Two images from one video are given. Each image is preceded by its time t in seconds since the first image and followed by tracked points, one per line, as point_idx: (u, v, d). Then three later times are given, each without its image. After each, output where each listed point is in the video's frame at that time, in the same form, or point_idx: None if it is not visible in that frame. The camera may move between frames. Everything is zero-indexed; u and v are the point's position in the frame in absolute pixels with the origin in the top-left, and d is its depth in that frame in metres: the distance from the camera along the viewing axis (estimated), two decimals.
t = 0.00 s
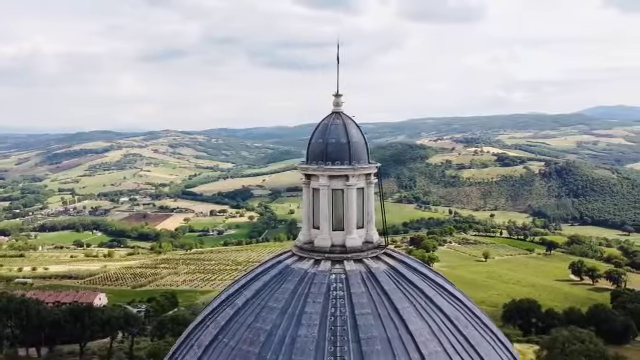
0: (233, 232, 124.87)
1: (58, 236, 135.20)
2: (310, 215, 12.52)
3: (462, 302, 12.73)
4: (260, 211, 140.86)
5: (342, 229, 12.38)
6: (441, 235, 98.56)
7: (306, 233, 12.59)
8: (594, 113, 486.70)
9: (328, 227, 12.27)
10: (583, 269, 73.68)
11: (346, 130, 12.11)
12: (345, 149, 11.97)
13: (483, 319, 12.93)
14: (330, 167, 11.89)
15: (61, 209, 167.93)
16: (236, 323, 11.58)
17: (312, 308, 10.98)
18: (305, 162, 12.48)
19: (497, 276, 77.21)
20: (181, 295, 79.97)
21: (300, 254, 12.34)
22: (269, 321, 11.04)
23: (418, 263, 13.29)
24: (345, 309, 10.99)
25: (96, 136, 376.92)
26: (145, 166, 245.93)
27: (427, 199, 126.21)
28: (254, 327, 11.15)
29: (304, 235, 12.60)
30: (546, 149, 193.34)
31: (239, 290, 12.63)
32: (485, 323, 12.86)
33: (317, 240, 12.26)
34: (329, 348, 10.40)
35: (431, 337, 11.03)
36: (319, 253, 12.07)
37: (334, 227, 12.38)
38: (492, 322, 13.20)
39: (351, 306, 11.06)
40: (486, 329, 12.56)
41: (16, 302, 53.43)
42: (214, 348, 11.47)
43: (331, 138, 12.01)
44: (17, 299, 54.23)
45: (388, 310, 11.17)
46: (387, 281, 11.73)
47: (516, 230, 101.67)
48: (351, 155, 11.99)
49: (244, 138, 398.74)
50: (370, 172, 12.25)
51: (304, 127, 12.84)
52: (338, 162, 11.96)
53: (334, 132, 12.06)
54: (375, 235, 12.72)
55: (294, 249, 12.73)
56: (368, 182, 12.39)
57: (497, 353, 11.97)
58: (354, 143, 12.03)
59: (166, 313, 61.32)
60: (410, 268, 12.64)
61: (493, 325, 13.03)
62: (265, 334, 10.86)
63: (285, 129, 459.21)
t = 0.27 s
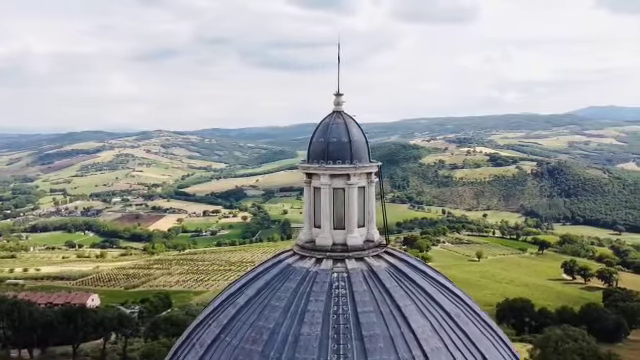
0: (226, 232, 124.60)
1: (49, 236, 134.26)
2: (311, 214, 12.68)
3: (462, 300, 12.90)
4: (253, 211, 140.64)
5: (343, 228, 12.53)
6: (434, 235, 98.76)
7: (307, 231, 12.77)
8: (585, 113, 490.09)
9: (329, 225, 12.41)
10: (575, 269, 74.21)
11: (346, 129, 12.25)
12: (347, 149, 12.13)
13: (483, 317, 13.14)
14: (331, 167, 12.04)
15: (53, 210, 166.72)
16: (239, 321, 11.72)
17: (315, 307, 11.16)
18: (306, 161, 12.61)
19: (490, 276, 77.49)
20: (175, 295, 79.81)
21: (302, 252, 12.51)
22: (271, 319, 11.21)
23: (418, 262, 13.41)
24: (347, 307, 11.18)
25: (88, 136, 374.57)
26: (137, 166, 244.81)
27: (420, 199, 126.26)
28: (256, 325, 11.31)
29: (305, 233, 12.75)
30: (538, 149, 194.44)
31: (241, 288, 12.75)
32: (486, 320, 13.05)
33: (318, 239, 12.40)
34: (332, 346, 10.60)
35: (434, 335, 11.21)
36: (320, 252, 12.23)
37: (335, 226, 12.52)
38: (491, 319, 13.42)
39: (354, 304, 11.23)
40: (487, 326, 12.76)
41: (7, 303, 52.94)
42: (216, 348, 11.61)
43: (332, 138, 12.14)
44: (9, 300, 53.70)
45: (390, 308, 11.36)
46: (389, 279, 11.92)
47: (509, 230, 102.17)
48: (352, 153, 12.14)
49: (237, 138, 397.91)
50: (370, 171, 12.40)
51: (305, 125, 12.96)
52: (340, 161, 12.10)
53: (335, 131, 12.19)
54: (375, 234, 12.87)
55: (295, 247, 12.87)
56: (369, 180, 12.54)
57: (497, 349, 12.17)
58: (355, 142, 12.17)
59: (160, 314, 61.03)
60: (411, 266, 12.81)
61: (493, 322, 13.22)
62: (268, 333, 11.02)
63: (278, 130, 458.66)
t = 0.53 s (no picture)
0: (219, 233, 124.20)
1: (40, 238, 133.13)
2: (312, 213, 12.71)
3: (461, 298, 13.02)
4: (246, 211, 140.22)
5: (344, 227, 12.58)
6: (427, 235, 98.80)
7: (308, 231, 12.80)
8: (576, 113, 493.42)
9: (330, 225, 12.45)
10: (568, 268, 74.68)
11: (347, 128, 12.30)
12: (347, 148, 12.16)
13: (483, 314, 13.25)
14: (332, 166, 12.08)
15: (44, 210, 165.38)
16: (241, 321, 11.73)
17: (317, 306, 11.20)
18: (306, 161, 12.63)
19: (483, 275, 77.75)
20: (168, 296, 79.46)
21: (302, 251, 12.55)
22: (273, 319, 11.22)
23: (417, 261, 13.48)
24: (349, 306, 11.22)
25: (79, 137, 372.08)
26: (130, 166, 243.49)
27: (414, 199, 126.35)
28: (258, 324, 11.32)
29: (306, 232, 12.79)
30: (530, 149, 195.51)
31: (241, 287, 12.76)
32: (486, 318, 13.15)
33: (319, 238, 12.45)
34: (335, 345, 10.64)
35: (434, 332, 11.31)
36: (321, 251, 12.26)
37: (335, 225, 12.57)
38: (490, 317, 13.51)
39: (355, 303, 11.27)
40: (487, 324, 12.87)
41: None
42: (218, 347, 11.60)
43: (333, 137, 12.16)
44: None
45: (391, 306, 11.43)
46: (390, 278, 11.98)
47: (502, 230, 102.63)
48: (353, 153, 12.18)
49: (230, 138, 397.01)
50: (371, 170, 12.46)
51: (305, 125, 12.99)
52: (340, 161, 12.15)
53: (335, 130, 12.22)
54: (375, 233, 12.92)
55: (295, 246, 12.91)
56: (369, 179, 12.58)
57: (497, 348, 12.28)
58: (355, 141, 12.21)
59: (153, 315, 60.67)
60: (411, 265, 12.89)
61: (493, 320, 13.34)
62: (270, 332, 11.04)
63: (271, 129, 458.00)
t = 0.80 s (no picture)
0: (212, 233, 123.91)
1: (32, 238, 132.11)
2: (312, 213, 12.72)
3: (460, 297, 13.08)
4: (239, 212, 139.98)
5: (343, 227, 12.62)
6: (420, 234, 98.96)
7: (308, 230, 12.81)
8: (568, 113, 496.81)
9: (330, 225, 12.47)
10: (560, 267, 75.16)
11: (347, 129, 12.33)
12: (348, 148, 12.19)
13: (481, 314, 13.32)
14: (332, 166, 12.10)
15: (36, 211, 164.16)
16: (241, 321, 11.71)
17: (318, 305, 11.21)
18: (306, 161, 12.65)
19: (476, 274, 77.96)
20: (162, 297, 79.23)
21: (302, 251, 12.55)
22: (274, 318, 11.23)
23: (416, 260, 13.51)
24: (351, 305, 11.22)
25: (71, 137, 369.70)
26: (122, 167, 242.26)
27: (407, 199, 126.57)
28: (259, 324, 11.31)
29: (305, 233, 12.81)
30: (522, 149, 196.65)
31: (242, 288, 12.75)
32: (485, 317, 13.22)
33: (319, 238, 12.46)
34: (337, 344, 10.64)
35: (435, 331, 11.36)
36: (321, 251, 12.26)
37: (336, 226, 12.59)
38: (489, 317, 13.57)
39: (357, 303, 11.29)
40: (486, 323, 12.95)
41: None
42: (219, 347, 11.57)
43: (333, 137, 12.18)
44: None
45: (393, 305, 11.46)
46: (391, 277, 12.02)
47: (494, 229, 103.06)
48: (353, 153, 12.21)
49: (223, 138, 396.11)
50: (371, 171, 12.49)
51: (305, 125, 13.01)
52: (341, 160, 12.18)
53: (336, 130, 12.25)
54: (375, 233, 12.96)
55: (295, 246, 12.92)
56: (369, 180, 12.62)
57: (497, 347, 12.32)
58: (355, 141, 12.24)
59: (147, 316, 60.32)
60: (411, 265, 12.92)
61: (492, 319, 13.44)
62: (272, 332, 11.04)
63: (264, 129, 457.48)
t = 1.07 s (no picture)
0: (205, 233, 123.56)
1: (23, 239, 131.06)
2: (312, 213, 12.72)
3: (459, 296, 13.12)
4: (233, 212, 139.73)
5: (344, 226, 12.62)
6: (414, 234, 99.23)
7: (308, 230, 12.82)
8: (560, 113, 500.05)
9: (330, 224, 12.49)
10: (552, 266, 75.63)
11: (347, 128, 12.36)
12: (348, 147, 12.22)
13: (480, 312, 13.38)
14: (332, 165, 12.12)
15: (27, 212, 162.85)
16: (242, 320, 11.69)
17: (319, 304, 11.23)
18: (306, 160, 12.66)
19: (469, 274, 78.22)
20: (155, 297, 78.97)
21: (302, 250, 12.55)
22: (276, 318, 11.22)
23: (416, 259, 13.53)
24: (351, 305, 11.25)
25: (62, 137, 367.16)
26: (114, 167, 240.92)
27: (400, 199, 126.81)
28: (260, 324, 11.31)
29: (305, 232, 12.82)
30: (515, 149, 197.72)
31: (242, 287, 12.73)
32: (484, 316, 13.28)
33: (319, 237, 12.48)
34: (338, 344, 10.66)
35: (435, 329, 11.42)
36: (321, 250, 12.28)
37: (336, 224, 12.62)
38: (489, 315, 13.62)
39: (358, 301, 11.32)
40: (485, 321, 13.04)
41: None
42: (220, 347, 11.55)
43: (333, 136, 12.20)
44: None
45: (393, 304, 11.50)
46: (391, 276, 12.04)
47: (487, 229, 103.55)
48: (353, 152, 12.24)
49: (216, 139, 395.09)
50: (370, 170, 12.53)
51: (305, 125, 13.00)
52: (341, 160, 12.20)
53: (336, 129, 12.26)
54: (375, 232, 12.96)
55: (295, 245, 12.90)
56: (369, 179, 12.66)
57: (496, 345, 12.39)
58: (356, 140, 12.26)
59: (140, 317, 59.95)
60: (410, 264, 12.95)
61: (490, 317, 13.53)
62: (273, 332, 11.03)
63: (257, 129, 456.93)
